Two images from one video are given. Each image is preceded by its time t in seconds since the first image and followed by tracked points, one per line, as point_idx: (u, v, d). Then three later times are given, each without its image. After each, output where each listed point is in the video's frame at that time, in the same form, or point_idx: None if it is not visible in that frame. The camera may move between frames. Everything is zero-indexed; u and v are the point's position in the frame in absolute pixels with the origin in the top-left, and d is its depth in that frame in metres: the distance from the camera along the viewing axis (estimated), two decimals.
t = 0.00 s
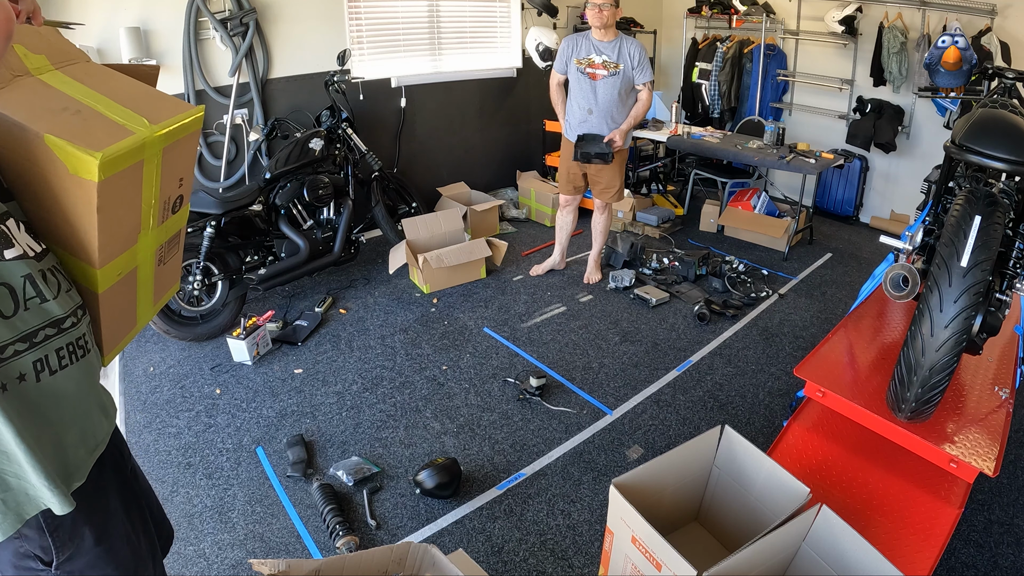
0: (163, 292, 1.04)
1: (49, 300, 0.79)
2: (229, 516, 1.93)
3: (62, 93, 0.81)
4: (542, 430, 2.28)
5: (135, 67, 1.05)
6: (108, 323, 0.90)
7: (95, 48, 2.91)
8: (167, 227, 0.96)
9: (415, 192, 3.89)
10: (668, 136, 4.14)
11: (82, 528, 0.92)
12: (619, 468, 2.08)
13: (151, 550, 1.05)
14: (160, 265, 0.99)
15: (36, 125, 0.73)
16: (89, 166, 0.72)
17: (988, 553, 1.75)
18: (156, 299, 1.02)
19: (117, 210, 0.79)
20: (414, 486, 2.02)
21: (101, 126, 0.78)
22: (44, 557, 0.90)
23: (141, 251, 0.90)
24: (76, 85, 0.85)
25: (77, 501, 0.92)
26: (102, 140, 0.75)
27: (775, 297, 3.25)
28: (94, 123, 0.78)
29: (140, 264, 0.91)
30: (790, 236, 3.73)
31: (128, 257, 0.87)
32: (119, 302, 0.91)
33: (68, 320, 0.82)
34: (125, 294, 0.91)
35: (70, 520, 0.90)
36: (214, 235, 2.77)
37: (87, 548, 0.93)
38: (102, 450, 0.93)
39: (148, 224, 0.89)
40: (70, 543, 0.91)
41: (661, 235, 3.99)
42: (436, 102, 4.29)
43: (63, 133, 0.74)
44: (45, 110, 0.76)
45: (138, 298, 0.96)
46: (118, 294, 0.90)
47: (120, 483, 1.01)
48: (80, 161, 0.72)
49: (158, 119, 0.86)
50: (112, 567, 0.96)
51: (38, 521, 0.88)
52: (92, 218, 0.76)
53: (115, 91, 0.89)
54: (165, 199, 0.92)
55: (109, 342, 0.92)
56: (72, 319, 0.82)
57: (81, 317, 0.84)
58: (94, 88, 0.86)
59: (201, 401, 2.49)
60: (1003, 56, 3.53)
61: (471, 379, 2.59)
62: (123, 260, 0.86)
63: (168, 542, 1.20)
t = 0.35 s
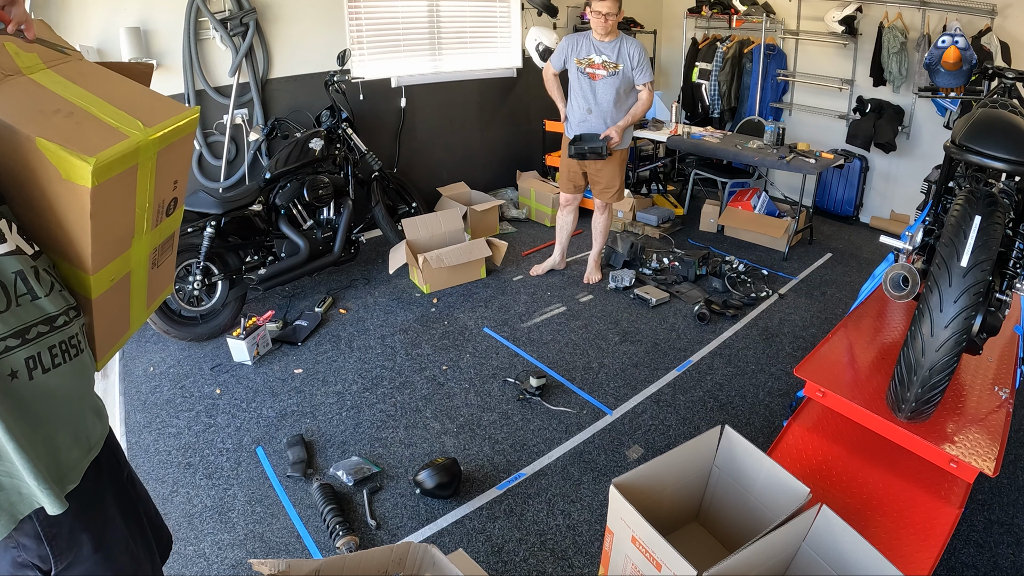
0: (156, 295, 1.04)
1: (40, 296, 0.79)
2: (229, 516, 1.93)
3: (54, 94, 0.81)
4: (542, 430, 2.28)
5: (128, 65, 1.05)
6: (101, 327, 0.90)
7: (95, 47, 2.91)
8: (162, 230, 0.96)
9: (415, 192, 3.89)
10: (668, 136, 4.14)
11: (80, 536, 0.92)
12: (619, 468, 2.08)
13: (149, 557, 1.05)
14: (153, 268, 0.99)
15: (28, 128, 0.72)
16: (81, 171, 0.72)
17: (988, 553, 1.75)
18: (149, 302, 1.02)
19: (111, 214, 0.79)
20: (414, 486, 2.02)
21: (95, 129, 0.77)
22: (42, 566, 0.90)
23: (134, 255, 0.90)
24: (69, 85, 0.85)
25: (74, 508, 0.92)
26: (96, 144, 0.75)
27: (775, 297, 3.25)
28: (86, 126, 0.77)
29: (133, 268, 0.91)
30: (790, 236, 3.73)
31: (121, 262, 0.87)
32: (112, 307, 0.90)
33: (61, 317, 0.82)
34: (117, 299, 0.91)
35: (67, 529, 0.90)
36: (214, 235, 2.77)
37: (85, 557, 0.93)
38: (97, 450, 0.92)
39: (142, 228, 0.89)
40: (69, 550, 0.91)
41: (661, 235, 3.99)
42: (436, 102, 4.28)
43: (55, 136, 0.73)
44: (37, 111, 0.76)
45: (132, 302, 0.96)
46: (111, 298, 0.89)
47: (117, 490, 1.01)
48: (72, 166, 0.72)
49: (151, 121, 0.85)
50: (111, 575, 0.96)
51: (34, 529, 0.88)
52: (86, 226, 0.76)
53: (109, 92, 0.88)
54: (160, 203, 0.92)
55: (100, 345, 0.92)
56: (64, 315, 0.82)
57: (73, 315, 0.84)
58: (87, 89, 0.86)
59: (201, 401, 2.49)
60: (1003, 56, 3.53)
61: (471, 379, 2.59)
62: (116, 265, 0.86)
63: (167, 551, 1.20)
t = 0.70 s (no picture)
0: (156, 295, 1.04)
1: (33, 301, 0.79)
2: (229, 516, 1.93)
3: (51, 94, 0.81)
4: (542, 430, 2.28)
5: (126, 64, 1.05)
6: (99, 329, 0.90)
7: (95, 47, 2.91)
8: (160, 230, 0.96)
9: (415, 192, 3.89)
10: (667, 136, 4.14)
11: (76, 542, 0.92)
12: (619, 468, 2.08)
13: (148, 561, 1.05)
14: (152, 269, 0.99)
15: (23, 129, 0.72)
16: (75, 173, 0.72)
17: (988, 553, 1.75)
18: (148, 303, 1.02)
19: (107, 216, 0.79)
20: (414, 486, 2.02)
21: (91, 130, 0.77)
22: (39, 572, 0.90)
23: (131, 256, 0.90)
24: (66, 84, 0.85)
25: (72, 513, 0.92)
26: (91, 145, 0.75)
27: (775, 297, 3.25)
28: (82, 126, 0.77)
29: (131, 269, 0.91)
30: (790, 236, 3.73)
31: (119, 263, 0.87)
32: (109, 308, 0.90)
33: (56, 321, 0.82)
34: (115, 300, 0.91)
35: (65, 535, 0.90)
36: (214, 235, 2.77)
37: (83, 563, 0.93)
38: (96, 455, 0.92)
39: (140, 229, 0.89)
40: (66, 556, 0.91)
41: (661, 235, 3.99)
42: (436, 102, 4.28)
43: (50, 138, 0.73)
44: (32, 112, 0.76)
45: (131, 303, 0.96)
46: (108, 300, 0.89)
47: (115, 494, 1.01)
48: (67, 167, 0.71)
49: (148, 121, 0.85)
50: None
51: (31, 535, 0.88)
52: (83, 228, 0.76)
53: (107, 91, 0.88)
54: (158, 203, 0.92)
55: (98, 347, 0.92)
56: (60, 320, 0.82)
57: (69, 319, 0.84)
58: (84, 88, 0.86)
59: (201, 401, 2.49)
60: (1003, 56, 3.53)
61: (471, 379, 2.59)
62: (113, 267, 0.86)
63: (168, 556, 1.19)
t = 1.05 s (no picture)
0: (163, 295, 1.02)
1: (33, 328, 0.80)
2: (229, 516, 1.94)
3: (43, 92, 0.79)
4: (542, 430, 2.28)
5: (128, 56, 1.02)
6: (98, 330, 0.89)
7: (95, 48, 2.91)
8: (160, 228, 0.94)
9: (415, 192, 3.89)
10: (668, 136, 4.14)
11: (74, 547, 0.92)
12: (619, 468, 2.08)
13: (146, 563, 1.05)
14: (156, 268, 0.97)
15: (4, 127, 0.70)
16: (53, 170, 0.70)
17: (988, 553, 1.75)
18: (154, 302, 1.00)
19: (92, 213, 0.77)
20: (414, 486, 2.02)
21: (73, 125, 0.75)
22: None
23: (129, 254, 0.88)
24: (61, 81, 0.83)
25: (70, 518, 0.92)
26: (71, 141, 0.73)
27: (775, 297, 3.25)
28: (66, 123, 0.75)
29: (130, 268, 0.89)
30: (790, 236, 3.73)
31: (114, 263, 0.85)
32: (108, 309, 0.89)
33: (56, 341, 0.84)
34: (114, 301, 0.89)
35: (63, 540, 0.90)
36: (214, 235, 2.77)
37: (79, 567, 0.93)
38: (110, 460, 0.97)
39: (135, 227, 0.87)
40: (63, 562, 0.91)
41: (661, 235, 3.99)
42: (436, 102, 4.29)
43: (31, 135, 0.71)
44: (18, 109, 0.74)
45: (134, 304, 0.94)
46: (106, 301, 0.88)
47: (112, 498, 1.01)
48: (45, 165, 0.70)
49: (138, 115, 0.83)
50: None
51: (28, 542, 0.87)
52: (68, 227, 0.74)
53: (104, 86, 0.86)
54: (153, 200, 0.90)
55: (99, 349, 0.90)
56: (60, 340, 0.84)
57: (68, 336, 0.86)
58: (79, 84, 0.83)
59: (201, 401, 2.49)
60: (1003, 56, 3.53)
61: (471, 379, 2.58)
62: (106, 266, 0.84)
63: (166, 560, 1.19)
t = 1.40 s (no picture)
0: (176, 302, 1.02)
1: (35, 334, 0.80)
2: (229, 516, 1.93)
3: (42, 96, 0.78)
4: (542, 430, 2.28)
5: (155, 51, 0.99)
6: (97, 334, 0.89)
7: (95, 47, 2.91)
8: (166, 238, 0.94)
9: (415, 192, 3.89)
10: (668, 136, 4.14)
11: (71, 547, 0.91)
12: (619, 468, 2.08)
13: (144, 563, 1.05)
14: (165, 277, 0.96)
15: None
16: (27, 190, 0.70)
17: (988, 553, 1.75)
18: (165, 309, 0.99)
19: (75, 229, 0.76)
20: (414, 486, 2.02)
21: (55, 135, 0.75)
22: None
23: (128, 266, 0.87)
24: (66, 83, 0.81)
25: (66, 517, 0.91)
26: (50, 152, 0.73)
27: (775, 297, 3.25)
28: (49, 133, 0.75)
29: (131, 279, 0.89)
30: (790, 236, 3.73)
31: (111, 275, 0.85)
32: (108, 318, 0.89)
33: (58, 346, 0.84)
34: (116, 309, 0.89)
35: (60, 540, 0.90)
36: (214, 236, 2.77)
37: (76, 568, 0.92)
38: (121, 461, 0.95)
39: (132, 240, 0.86)
40: (60, 561, 0.91)
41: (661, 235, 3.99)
42: (436, 103, 4.29)
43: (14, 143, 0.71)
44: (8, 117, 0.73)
45: (140, 312, 0.93)
46: (105, 311, 0.88)
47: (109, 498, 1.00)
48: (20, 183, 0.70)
49: (130, 128, 0.81)
50: None
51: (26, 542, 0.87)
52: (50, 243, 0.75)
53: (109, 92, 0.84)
54: (153, 211, 0.89)
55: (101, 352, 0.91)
56: (62, 345, 0.84)
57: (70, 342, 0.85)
58: (83, 88, 0.82)
59: (201, 401, 2.49)
60: (1003, 56, 3.53)
61: (471, 379, 2.58)
62: (101, 279, 0.84)
63: (166, 561, 1.19)
